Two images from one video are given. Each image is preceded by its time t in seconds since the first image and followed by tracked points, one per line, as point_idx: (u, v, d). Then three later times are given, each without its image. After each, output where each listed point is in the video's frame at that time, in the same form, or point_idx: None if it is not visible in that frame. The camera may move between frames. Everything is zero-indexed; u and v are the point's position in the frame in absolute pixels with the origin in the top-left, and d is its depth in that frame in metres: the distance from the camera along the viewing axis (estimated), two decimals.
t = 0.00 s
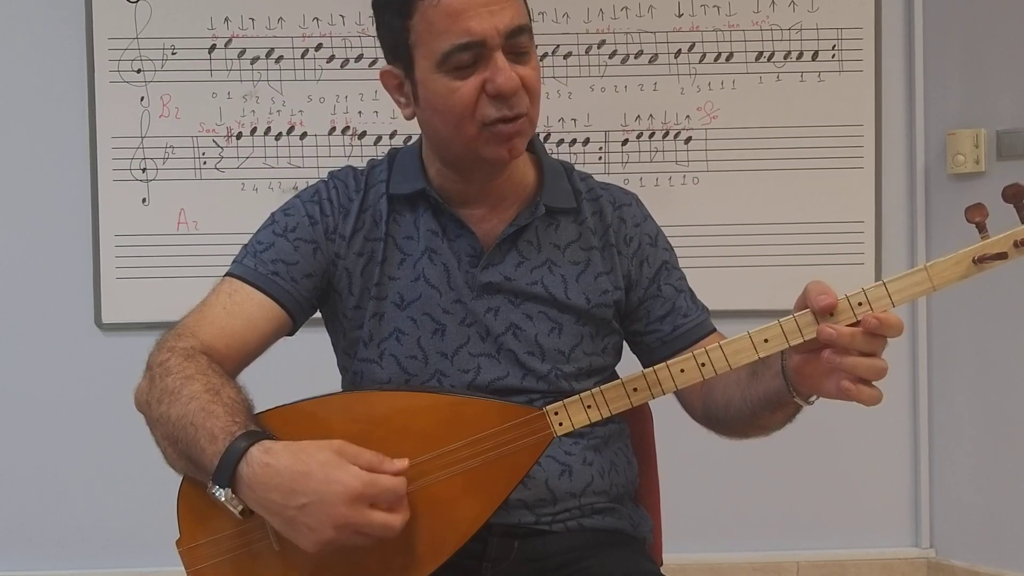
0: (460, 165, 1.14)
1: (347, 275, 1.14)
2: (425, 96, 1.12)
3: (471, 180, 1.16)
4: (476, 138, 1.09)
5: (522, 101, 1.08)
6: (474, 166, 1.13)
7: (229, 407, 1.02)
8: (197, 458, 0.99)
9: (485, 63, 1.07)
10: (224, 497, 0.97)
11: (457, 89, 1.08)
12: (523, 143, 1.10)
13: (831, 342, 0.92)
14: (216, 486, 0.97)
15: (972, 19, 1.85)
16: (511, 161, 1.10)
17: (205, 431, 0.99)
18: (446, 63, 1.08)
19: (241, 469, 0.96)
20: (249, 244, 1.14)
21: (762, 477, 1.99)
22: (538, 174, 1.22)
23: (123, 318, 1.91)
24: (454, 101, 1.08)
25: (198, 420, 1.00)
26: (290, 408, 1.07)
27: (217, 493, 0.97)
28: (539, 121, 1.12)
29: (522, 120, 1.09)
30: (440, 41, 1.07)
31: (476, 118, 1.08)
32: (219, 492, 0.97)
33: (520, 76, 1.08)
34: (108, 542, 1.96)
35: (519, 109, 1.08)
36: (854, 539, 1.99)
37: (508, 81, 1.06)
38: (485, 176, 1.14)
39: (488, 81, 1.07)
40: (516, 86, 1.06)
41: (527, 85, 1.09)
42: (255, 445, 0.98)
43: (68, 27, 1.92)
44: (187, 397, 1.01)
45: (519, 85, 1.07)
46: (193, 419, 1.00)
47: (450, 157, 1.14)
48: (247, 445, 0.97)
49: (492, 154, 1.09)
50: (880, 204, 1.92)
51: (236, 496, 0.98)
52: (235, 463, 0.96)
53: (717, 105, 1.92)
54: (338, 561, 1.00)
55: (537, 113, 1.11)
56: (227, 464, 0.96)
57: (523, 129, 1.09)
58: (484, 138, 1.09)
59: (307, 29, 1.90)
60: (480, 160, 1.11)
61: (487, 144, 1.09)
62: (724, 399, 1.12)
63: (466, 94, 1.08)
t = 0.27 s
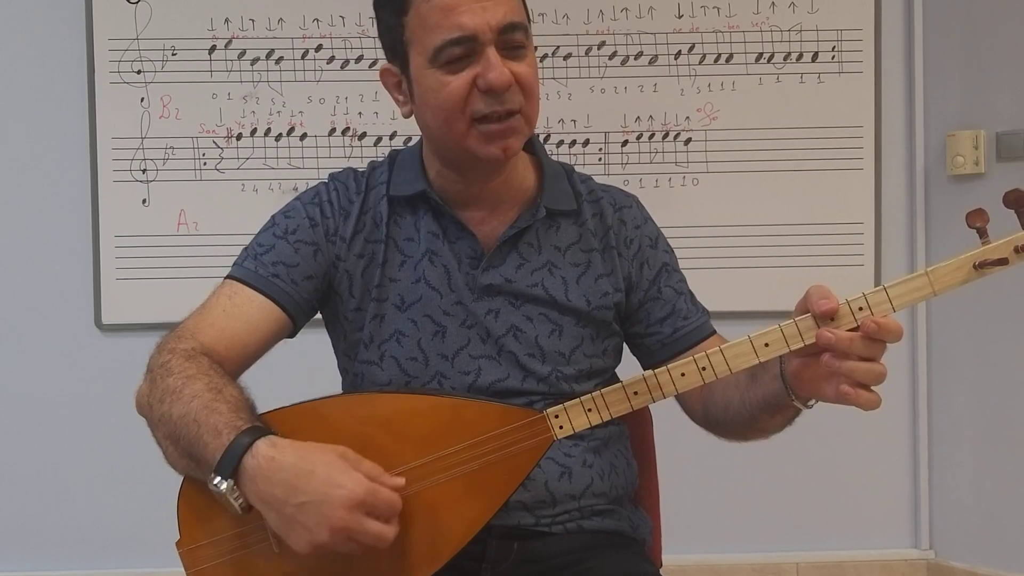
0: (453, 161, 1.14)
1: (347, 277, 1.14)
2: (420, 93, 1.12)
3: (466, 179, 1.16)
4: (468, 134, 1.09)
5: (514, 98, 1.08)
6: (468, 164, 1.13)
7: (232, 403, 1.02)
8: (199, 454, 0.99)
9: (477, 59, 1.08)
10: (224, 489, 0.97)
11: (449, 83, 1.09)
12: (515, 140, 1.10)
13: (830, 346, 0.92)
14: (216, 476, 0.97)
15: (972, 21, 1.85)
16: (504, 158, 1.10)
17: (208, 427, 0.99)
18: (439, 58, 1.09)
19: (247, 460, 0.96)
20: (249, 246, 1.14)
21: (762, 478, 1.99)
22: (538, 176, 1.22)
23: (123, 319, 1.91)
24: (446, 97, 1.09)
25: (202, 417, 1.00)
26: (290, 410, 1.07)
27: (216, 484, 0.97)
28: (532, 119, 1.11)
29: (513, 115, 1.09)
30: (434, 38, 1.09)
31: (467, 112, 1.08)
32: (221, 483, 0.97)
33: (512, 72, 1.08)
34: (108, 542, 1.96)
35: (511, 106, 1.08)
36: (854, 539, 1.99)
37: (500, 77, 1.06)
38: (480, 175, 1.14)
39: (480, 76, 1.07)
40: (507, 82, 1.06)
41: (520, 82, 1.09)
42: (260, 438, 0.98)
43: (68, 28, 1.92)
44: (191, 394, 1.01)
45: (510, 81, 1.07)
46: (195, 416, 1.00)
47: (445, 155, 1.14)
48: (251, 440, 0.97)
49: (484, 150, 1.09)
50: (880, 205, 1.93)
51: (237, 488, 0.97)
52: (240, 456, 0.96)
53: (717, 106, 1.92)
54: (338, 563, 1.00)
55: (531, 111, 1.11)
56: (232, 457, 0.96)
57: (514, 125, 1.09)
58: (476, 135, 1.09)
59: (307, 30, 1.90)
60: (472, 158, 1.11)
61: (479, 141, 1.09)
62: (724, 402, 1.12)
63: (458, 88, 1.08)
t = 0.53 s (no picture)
0: (450, 159, 1.14)
1: (346, 276, 1.14)
2: (417, 91, 1.13)
3: (464, 177, 1.16)
4: (463, 130, 1.09)
5: (510, 94, 1.08)
6: (464, 161, 1.12)
7: (228, 404, 1.02)
8: (198, 456, 0.99)
9: (473, 55, 1.08)
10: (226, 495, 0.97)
11: (444, 80, 1.09)
12: (511, 136, 1.09)
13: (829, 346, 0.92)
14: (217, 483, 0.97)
15: (972, 21, 1.85)
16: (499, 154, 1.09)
17: (205, 429, 0.99)
18: (435, 55, 1.09)
19: (241, 466, 0.96)
20: (249, 244, 1.14)
21: (761, 478, 1.99)
22: (537, 177, 1.22)
23: (123, 319, 1.91)
24: (442, 93, 1.09)
25: (198, 419, 1.00)
26: (289, 409, 1.07)
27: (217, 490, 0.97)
28: (529, 115, 1.11)
29: (508, 111, 1.08)
30: (429, 35, 1.09)
31: (463, 109, 1.09)
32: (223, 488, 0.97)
33: (507, 68, 1.08)
34: (107, 542, 1.96)
35: (507, 102, 1.08)
36: (854, 540, 1.99)
37: (495, 72, 1.06)
38: (477, 173, 1.14)
39: (475, 72, 1.07)
40: (502, 78, 1.06)
41: (515, 78, 1.09)
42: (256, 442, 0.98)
43: (68, 28, 1.92)
44: (187, 396, 1.01)
45: (505, 77, 1.07)
46: (192, 417, 1.00)
47: (442, 153, 1.14)
48: (247, 442, 0.97)
49: (479, 146, 1.09)
50: (880, 205, 1.93)
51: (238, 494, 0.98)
52: (235, 460, 0.96)
53: (717, 106, 1.92)
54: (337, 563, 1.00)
55: (527, 108, 1.10)
56: (228, 461, 0.96)
57: (510, 121, 1.08)
58: (471, 131, 1.09)
59: (307, 30, 1.90)
60: (468, 154, 1.11)
61: (474, 137, 1.09)
62: (723, 403, 1.12)
63: (453, 85, 1.08)
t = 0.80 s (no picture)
0: (447, 158, 1.14)
1: (347, 276, 1.14)
2: (414, 91, 1.13)
3: (462, 177, 1.16)
4: (460, 130, 1.09)
5: (507, 93, 1.08)
6: (462, 160, 1.13)
7: (241, 411, 1.02)
8: (206, 461, 0.98)
9: (469, 55, 1.08)
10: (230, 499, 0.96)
11: (441, 79, 1.09)
12: (508, 136, 1.09)
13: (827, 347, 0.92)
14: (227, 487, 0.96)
15: (971, 21, 1.85)
16: (497, 154, 1.09)
17: (218, 435, 0.98)
18: (431, 55, 1.09)
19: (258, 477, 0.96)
20: (250, 242, 1.13)
21: (761, 479, 1.99)
22: (537, 177, 1.22)
23: (123, 319, 1.91)
24: (438, 93, 1.09)
25: (210, 426, 0.99)
26: (290, 409, 1.07)
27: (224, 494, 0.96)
28: (525, 114, 1.11)
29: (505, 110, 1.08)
30: (426, 34, 1.09)
31: (459, 108, 1.09)
32: (226, 491, 0.96)
33: (503, 67, 1.08)
34: (107, 543, 1.96)
35: (503, 101, 1.08)
36: (854, 540, 1.99)
37: (491, 71, 1.06)
38: (475, 173, 1.14)
39: (471, 71, 1.07)
40: (498, 77, 1.06)
41: (512, 77, 1.09)
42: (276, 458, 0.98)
43: (68, 28, 1.92)
44: (199, 400, 1.00)
45: (501, 76, 1.07)
46: (202, 422, 0.99)
47: (440, 153, 1.14)
48: (262, 462, 0.96)
49: (476, 146, 1.09)
50: (880, 206, 1.93)
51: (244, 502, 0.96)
52: (253, 471, 0.95)
53: (717, 107, 1.92)
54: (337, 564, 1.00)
55: (524, 107, 1.10)
56: (246, 471, 0.95)
57: (507, 120, 1.08)
58: (468, 131, 1.09)
59: (307, 30, 1.90)
60: (466, 154, 1.11)
61: (471, 136, 1.09)
62: (722, 402, 1.12)
63: (449, 84, 1.08)
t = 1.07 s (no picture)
0: (446, 158, 1.14)
1: (348, 276, 1.14)
2: (413, 90, 1.13)
3: (462, 176, 1.16)
4: (458, 129, 1.09)
5: (504, 92, 1.08)
6: (461, 160, 1.12)
7: (233, 409, 1.01)
8: (196, 457, 0.99)
9: (466, 54, 1.08)
10: (217, 491, 0.96)
11: (438, 78, 1.09)
12: (506, 135, 1.09)
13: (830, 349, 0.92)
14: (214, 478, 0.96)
15: (972, 21, 1.85)
16: (494, 153, 1.09)
17: (207, 431, 0.99)
18: (429, 54, 1.10)
19: (245, 466, 0.96)
20: (251, 245, 1.14)
21: (761, 479, 1.99)
22: (538, 177, 1.22)
23: (123, 319, 1.91)
24: (436, 92, 1.09)
25: (200, 421, 0.99)
26: (290, 409, 1.06)
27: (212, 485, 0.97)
28: (523, 114, 1.11)
29: (502, 109, 1.08)
30: (423, 33, 1.09)
31: (456, 107, 1.09)
32: (214, 483, 0.96)
33: (500, 66, 1.08)
34: (108, 543, 1.96)
35: (500, 100, 1.08)
36: (854, 540, 1.99)
37: (487, 70, 1.06)
38: (474, 172, 1.14)
39: (468, 70, 1.07)
40: (495, 76, 1.06)
41: (509, 76, 1.08)
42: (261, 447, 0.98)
43: (68, 27, 1.92)
44: (191, 398, 1.01)
45: (498, 75, 1.07)
46: (196, 420, 0.99)
47: (439, 152, 1.14)
48: (248, 451, 0.96)
49: (474, 145, 1.08)
50: (880, 205, 1.93)
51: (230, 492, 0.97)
52: (238, 462, 0.96)
53: (717, 107, 1.92)
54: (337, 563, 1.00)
55: (522, 106, 1.10)
56: (231, 461, 0.96)
57: (504, 120, 1.08)
58: (465, 130, 1.09)
59: (307, 30, 1.90)
60: (464, 153, 1.10)
61: (468, 135, 1.08)
62: (724, 403, 1.13)
63: (446, 83, 1.08)
